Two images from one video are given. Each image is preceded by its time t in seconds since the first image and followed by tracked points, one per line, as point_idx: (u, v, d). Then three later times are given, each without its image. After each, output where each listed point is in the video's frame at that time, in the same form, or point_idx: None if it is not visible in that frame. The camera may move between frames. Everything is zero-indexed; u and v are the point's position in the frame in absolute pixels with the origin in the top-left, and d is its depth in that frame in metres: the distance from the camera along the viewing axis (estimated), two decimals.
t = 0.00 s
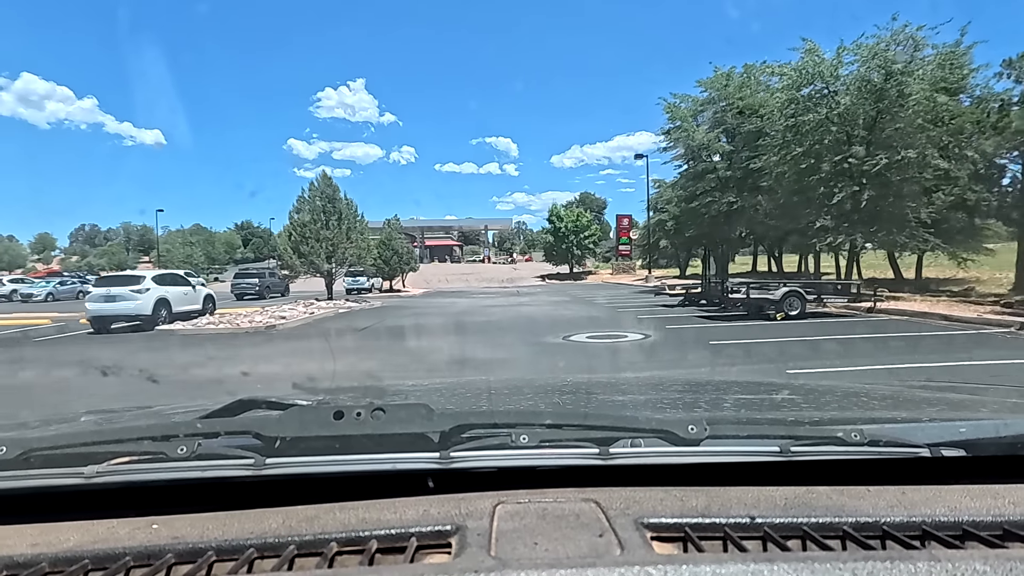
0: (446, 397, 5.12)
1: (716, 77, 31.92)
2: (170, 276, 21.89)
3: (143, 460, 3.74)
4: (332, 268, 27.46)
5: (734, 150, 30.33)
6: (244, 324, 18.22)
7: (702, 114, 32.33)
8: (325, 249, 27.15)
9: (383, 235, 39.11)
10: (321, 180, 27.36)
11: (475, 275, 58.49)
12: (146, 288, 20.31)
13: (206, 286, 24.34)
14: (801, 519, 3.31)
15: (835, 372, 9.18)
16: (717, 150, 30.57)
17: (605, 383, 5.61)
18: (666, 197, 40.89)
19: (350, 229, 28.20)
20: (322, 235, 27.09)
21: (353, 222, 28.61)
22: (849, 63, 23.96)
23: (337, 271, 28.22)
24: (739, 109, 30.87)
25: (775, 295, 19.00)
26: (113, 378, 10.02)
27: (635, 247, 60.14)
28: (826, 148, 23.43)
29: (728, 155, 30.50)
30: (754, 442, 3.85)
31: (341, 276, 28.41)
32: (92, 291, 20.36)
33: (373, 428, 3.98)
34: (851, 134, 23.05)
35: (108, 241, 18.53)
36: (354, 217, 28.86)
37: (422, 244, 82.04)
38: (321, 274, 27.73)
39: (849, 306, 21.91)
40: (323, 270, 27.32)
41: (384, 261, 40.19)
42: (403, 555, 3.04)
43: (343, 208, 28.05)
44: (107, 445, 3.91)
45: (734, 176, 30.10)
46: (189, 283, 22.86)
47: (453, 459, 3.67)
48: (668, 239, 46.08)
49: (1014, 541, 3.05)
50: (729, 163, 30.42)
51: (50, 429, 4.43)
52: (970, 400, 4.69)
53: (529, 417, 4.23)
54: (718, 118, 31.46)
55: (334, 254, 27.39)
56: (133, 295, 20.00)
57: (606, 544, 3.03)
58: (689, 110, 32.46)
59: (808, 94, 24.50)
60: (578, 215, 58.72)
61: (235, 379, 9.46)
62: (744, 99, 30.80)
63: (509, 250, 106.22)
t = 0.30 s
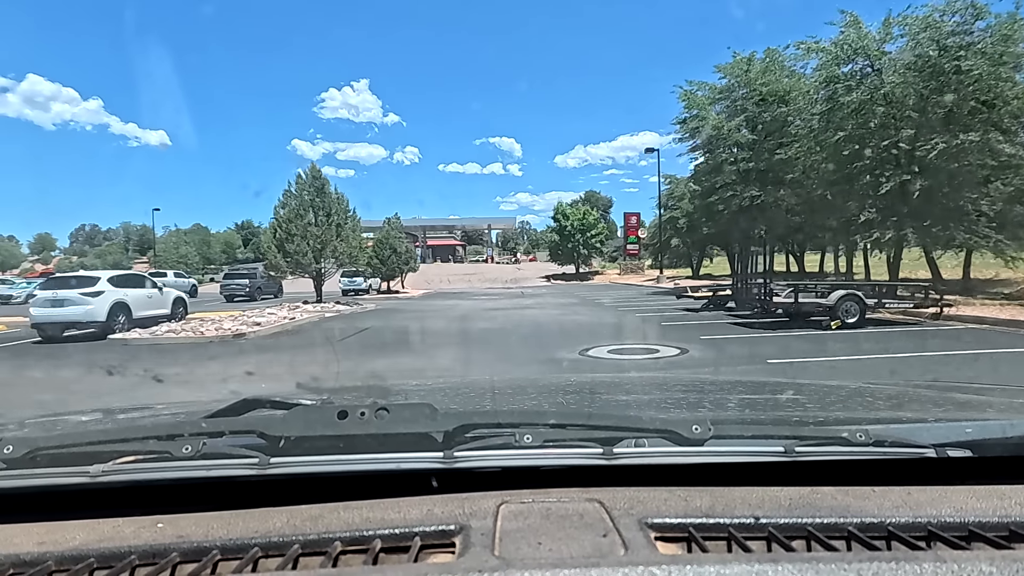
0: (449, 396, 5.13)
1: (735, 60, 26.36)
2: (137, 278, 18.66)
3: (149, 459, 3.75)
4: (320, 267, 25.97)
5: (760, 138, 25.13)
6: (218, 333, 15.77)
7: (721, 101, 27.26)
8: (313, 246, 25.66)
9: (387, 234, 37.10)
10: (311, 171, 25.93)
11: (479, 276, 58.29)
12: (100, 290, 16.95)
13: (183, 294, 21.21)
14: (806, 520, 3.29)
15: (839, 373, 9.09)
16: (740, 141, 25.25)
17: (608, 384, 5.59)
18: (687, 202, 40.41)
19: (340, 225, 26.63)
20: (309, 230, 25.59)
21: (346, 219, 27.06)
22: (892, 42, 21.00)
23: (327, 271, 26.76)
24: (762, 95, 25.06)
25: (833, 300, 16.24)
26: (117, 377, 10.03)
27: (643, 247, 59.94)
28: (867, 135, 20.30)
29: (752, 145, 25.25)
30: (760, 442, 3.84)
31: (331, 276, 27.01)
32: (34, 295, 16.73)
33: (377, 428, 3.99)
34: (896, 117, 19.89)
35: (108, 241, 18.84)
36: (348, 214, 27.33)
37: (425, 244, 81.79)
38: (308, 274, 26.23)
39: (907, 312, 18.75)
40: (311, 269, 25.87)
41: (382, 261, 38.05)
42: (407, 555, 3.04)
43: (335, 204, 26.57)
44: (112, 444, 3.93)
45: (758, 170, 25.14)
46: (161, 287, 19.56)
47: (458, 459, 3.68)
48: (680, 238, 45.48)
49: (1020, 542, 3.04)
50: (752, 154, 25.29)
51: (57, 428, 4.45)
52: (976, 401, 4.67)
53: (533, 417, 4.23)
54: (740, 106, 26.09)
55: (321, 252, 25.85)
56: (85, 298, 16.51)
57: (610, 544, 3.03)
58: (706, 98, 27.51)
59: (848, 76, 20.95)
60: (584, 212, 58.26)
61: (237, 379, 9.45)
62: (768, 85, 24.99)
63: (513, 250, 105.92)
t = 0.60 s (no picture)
0: (453, 399, 5.12)
1: (758, 42, 26.27)
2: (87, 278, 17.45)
3: (153, 462, 3.77)
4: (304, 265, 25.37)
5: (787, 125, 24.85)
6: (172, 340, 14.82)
7: (744, 87, 27.19)
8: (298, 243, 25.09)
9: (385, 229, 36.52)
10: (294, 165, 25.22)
11: (482, 275, 58.17)
12: (37, 293, 15.60)
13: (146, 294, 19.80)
14: (811, 522, 3.28)
15: (845, 375, 9.03)
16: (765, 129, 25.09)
17: (613, 387, 5.57)
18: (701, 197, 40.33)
19: (326, 220, 26.02)
20: (291, 227, 24.98)
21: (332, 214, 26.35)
22: (947, 13, 18.82)
23: (313, 268, 26.16)
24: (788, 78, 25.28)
25: (911, 306, 13.95)
26: (122, 380, 10.02)
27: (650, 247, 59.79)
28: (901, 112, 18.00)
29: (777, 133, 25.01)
30: (765, 445, 3.83)
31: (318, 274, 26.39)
32: None
33: (381, 430, 4.00)
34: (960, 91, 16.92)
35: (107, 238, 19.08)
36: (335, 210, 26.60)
37: (426, 243, 81.82)
38: (292, 271, 25.70)
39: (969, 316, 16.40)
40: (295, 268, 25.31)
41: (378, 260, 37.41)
42: (411, 557, 3.03)
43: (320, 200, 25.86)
44: (117, 446, 3.95)
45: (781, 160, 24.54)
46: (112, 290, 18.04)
47: (461, 461, 3.67)
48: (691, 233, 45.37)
49: None
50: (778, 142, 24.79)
51: (63, 430, 4.47)
52: (983, 403, 4.65)
53: (537, 419, 4.23)
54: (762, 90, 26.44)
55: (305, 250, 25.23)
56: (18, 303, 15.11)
57: (614, 547, 3.02)
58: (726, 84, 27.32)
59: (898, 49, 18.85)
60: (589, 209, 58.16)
61: (241, 381, 9.46)
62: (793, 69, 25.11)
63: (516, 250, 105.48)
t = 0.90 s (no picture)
0: (456, 401, 5.13)
1: (782, 23, 26.32)
2: (14, 277, 14.55)
3: (156, 462, 3.79)
4: (283, 265, 22.55)
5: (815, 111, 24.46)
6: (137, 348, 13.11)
7: (766, 70, 27.38)
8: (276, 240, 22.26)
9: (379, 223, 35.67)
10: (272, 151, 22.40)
11: (486, 274, 58.17)
12: None
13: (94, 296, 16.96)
14: (814, 527, 3.27)
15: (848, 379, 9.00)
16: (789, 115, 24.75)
17: (614, 389, 5.57)
18: (718, 197, 40.57)
19: (308, 213, 23.07)
20: (268, 221, 22.14)
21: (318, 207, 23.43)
22: None
23: (296, 268, 23.28)
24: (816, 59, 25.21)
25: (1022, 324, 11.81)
26: (125, 380, 10.05)
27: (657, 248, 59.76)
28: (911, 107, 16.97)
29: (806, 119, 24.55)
30: (768, 448, 3.82)
31: (302, 275, 23.59)
32: None
33: (383, 432, 4.01)
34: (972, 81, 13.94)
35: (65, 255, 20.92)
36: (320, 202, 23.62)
37: (425, 242, 82.21)
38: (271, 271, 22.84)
39: None
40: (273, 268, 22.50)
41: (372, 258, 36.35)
42: (413, 560, 3.03)
43: (301, 190, 22.91)
44: (121, 447, 3.97)
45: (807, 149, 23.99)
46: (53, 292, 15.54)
47: (463, 464, 3.68)
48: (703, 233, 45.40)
49: None
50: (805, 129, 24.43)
51: (67, 430, 4.48)
52: (986, 408, 4.63)
53: (539, 422, 4.23)
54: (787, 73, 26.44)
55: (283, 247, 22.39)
56: None
57: (616, 550, 3.02)
58: (747, 67, 27.50)
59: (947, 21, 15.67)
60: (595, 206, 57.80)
61: (244, 382, 9.48)
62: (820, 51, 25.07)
63: (520, 249, 105.36)
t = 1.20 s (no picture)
0: (459, 399, 5.13)
1: None
2: None
3: (161, 462, 3.80)
4: (257, 263, 21.25)
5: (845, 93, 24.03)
6: (107, 355, 12.62)
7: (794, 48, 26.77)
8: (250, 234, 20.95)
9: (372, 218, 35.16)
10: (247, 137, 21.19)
11: (489, 273, 58.21)
12: None
13: (25, 299, 15.41)
14: (817, 525, 3.26)
15: (851, 377, 9.01)
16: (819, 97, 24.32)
17: (616, 388, 5.58)
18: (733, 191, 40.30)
19: (286, 207, 21.81)
20: (241, 213, 20.84)
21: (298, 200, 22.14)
22: None
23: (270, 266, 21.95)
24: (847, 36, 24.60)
25: None
26: (129, 381, 10.08)
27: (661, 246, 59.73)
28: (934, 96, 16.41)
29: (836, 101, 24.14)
30: (771, 446, 3.82)
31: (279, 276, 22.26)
32: None
33: (385, 431, 4.01)
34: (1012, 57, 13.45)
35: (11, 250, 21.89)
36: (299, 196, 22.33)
37: (426, 241, 82.24)
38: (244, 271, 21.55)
39: None
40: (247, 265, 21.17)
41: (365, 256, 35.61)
42: (416, 558, 3.03)
43: (278, 180, 21.63)
44: (125, 447, 3.98)
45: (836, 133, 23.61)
46: None
47: (466, 463, 3.68)
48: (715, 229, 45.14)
49: None
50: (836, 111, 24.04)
51: (71, 430, 4.50)
52: (989, 406, 4.62)
53: (541, 421, 4.22)
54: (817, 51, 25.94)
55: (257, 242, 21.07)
56: None
57: (620, 549, 3.01)
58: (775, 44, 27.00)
59: None
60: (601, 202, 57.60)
61: (248, 382, 9.50)
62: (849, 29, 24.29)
63: (522, 248, 105.31)
